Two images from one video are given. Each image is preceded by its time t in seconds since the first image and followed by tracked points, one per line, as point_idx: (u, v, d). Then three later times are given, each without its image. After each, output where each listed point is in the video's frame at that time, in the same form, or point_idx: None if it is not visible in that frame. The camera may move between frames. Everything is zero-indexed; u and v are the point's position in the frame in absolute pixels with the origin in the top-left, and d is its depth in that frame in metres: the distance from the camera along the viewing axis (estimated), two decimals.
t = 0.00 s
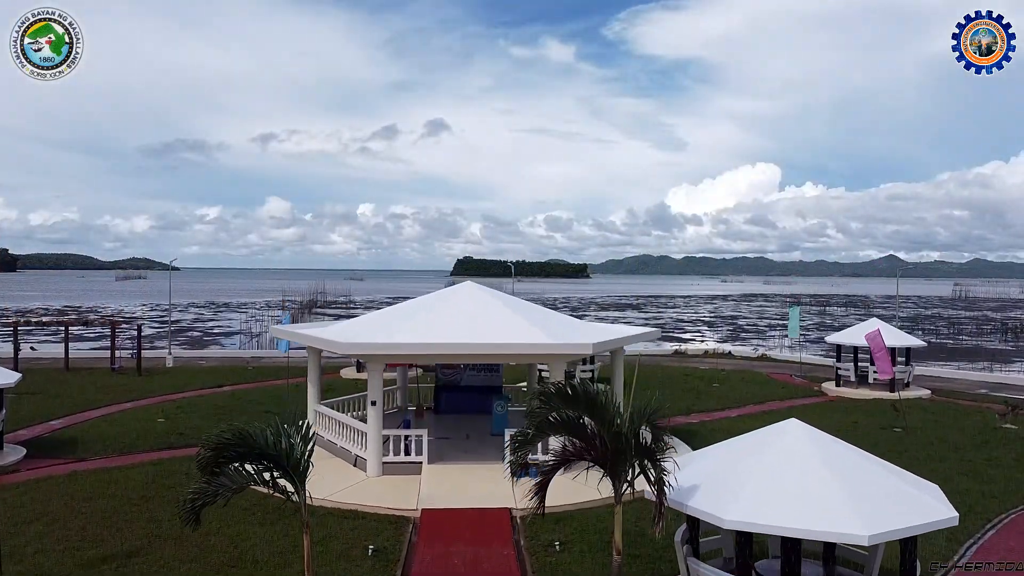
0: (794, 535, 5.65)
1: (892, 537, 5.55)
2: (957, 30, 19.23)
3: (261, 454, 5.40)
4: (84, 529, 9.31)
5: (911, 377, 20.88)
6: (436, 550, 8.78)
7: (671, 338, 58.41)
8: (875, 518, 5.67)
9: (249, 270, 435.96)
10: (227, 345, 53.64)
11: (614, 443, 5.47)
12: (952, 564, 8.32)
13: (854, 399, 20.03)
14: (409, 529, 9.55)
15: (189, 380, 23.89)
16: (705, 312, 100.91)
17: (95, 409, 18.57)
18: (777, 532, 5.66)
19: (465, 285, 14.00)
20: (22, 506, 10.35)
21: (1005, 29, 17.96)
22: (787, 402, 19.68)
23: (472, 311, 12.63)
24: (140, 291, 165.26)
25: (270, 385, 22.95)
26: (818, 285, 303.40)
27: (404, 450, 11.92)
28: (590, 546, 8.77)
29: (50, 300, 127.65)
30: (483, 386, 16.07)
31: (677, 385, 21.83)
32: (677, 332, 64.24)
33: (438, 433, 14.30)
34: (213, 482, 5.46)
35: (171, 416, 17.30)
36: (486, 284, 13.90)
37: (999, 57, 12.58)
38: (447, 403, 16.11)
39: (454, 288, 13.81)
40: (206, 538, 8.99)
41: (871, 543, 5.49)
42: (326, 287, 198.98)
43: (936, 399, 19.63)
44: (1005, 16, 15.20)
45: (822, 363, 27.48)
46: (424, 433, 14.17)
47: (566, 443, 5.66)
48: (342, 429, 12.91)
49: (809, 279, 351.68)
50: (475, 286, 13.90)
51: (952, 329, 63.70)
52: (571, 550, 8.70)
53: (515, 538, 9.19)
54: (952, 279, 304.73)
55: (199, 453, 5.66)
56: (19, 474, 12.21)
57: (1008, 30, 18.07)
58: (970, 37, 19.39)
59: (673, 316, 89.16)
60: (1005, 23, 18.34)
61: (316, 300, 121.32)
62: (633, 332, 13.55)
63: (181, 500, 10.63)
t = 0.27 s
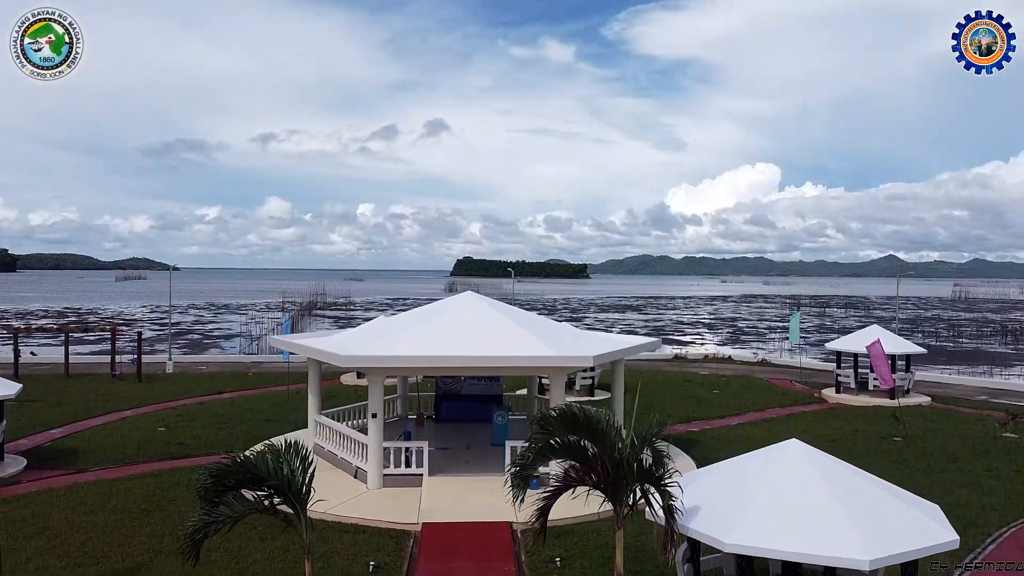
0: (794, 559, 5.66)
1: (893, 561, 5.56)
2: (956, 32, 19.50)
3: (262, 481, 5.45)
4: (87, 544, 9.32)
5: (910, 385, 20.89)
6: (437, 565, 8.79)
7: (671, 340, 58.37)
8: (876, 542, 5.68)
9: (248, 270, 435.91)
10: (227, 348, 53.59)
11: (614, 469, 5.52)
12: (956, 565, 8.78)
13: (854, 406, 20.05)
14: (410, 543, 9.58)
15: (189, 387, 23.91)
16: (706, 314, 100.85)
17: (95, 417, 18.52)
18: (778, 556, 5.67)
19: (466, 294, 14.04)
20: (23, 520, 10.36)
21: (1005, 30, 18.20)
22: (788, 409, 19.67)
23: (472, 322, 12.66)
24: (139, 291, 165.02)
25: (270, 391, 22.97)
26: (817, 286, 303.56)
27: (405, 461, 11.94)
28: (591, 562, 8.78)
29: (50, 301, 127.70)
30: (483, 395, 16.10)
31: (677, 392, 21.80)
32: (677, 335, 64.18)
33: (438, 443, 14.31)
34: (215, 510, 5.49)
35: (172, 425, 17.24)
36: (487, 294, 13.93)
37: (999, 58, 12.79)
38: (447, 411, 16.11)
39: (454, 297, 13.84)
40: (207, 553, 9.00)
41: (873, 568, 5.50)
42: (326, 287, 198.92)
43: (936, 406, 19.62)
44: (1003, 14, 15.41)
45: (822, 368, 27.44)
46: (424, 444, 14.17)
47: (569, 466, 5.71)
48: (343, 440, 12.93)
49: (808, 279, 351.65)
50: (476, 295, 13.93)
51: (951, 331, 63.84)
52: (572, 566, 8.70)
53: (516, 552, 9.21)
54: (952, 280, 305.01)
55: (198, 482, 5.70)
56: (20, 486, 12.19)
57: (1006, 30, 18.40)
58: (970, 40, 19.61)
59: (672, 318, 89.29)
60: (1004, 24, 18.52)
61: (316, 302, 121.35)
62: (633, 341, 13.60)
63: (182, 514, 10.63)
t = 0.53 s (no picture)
0: None
1: None
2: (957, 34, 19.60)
3: (262, 508, 5.51)
4: (87, 559, 9.35)
5: (910, 391, 20.85)
6: None
7: (671, 343, 58.31)
8: (875, 564, 5.68)
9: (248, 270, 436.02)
10: (227, 351, 53.56)
11: (614, 493, 5.53)
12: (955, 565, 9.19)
13: (854, 413, 20.02)
14: (411, 557, 9.58)
15: (189, 392, 23.90)
16: (706, 315, 100.77)
17: (95, 425, 18.51)
18: None
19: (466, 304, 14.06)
20: (23, 533, 10.38)
21: (1004, 30, 18.27)
22: (788, 416, 19.65)
23: (473, 333, 12.68)
24: (140, 293, 165.10)
25: (270, 397, 22.96)
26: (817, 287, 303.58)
27: (405, 473, 11.95)
28: None
29: (51, 302, 127.77)
30: (482, 404, 16.10)
31: (677, 398, 21.77)
32: (677, 337, 64.12)
33: (437, 453, 14.30)
34: (215, 538, 5.54)
35: (171, 433, 17.22)
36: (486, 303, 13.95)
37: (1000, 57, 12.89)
38: (446, 420, 16.08)
39: (453, 308, 13.85)
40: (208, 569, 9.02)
41: None
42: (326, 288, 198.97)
43: (936, 413, 19.58)
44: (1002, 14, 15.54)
45: (822, 374, 27.39)
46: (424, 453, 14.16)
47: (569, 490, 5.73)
48: (342, 451, 12.94)
49: (808, 280, 351.12)
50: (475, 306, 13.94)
51: (951, 333, 63.85)
52: None
53: (516, 566, 9.22)
54: (951, 280, 305.09)
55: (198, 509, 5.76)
56: (19, 498, 12.18)
57: (1006, 31, 18.48)
58: (971, 41, 19.71)
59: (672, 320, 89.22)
60: (1005, 24, 18.55)
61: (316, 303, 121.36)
62: (633, 352, 13.60)
63: (182, 527, 10.67)
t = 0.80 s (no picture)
0: None
1: None
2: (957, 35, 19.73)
3: (264, 531, 5.56)
4: (88, 572, 9.36)
5: (910, 398, 20.84)
6: None
7: (671, 345, 58.32)
8: None
9: (248, 271, 435.94)
10: (227, 354, 53.55)
11: (614, 516, 5.58)
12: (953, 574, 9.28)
13: (854, 419, 20.01)
14: (411, 570, 9.60)
15: (189, 398, 23.90)
16: (705, 317, 100.78)
17: (95, 433, 18.50)
18: None
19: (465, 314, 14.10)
20: (24, 545, 10.40)
21: (1005, 30, 18.37)
22: (787, 422, 19.65)
23: (473, 343, 12.75)
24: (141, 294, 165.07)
25: (269, 403, 22.98)
26: (817, 288, 303.60)
27: (404, 484, 11.97)
28: None
29: (51, 303, 127.85)
30: (482, 411, 16.13)
31: (677, 405, 21.75)
32: (677, 339, 64.11)
33: (437, 462, 14.24)
34: (216, 565, 5.58)
35: (171, 441, 17.20)
36: (486, 313, 13.99)
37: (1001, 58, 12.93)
38: (446, 428, 16.08)
39: (453, 318, 13.90)
40: None
41: None
42: (326, 289, 198.99)
43: (936, 420, 19.58)
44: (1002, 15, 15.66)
45: (822, 378, 27.37)
46: (423, 463, 14.15)
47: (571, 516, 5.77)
48: (343, 461, 12.97)
49: (808, 280, 351.30)
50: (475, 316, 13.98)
51: (951, 335, 63.86)
52: None
53: None
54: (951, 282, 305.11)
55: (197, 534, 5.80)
56: (18, 509, 12.17)
57: (1006, 33, 18.60)
58: (972, 42, 19.83)
59: (673, 322, 89.21)
60: (1005, 25, 18.57)
61: (316, 304, 121.42)
62: (633, 362, 13.65)
63: (183, 539, 10.71)
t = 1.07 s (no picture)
0: None
1: None
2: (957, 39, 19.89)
3: (265, 557, 5.57)
4: None
5: (910, 404, 20.87)
6: None
7: (670, 347, 58.28)
8: None
9: (248, 272, 435.66)
10: (227, 358, 53.49)
11: (614, 542, 5.60)
12: None
13: (853, 426, 20.04)
14: None
15: (188, 405, 23.88)
16: (705, 318, 100.81)
17: (94, 442, 18.48)
18: None
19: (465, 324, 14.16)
20: (25, 558, 10.43)
21: (1005, 31, 18.53)
22: (786, 430, 19.67)
23: (473, 355, 12.80)
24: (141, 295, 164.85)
25: (269, 410, 22.96)
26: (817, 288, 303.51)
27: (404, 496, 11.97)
28: None
29: (50, 304, 127.79)
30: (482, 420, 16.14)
31: (676, 411, 21.76)
32: (676, 342, 64.12)
33: (437, 473, 14.25)
34: None
35: (171, 450, 17.17)
36: (486, 323, 14.05)
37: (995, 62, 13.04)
38: (446, 437, 16.08)
39: (453, 328, 13.96)
40: None
41: None
42: (326, 290, 198.83)
43: (936, 427, 19.62)
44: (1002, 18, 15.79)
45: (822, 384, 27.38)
46: (423, 474, 14.15)
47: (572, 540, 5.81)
48: (343, 472, 12.97)
49: (807, 281, 351.35)
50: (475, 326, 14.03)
51: (951, 338, 63.88)
52: None
53: None
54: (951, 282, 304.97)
55: (198, 562, 5.82)
56: (17, 522, 12.14)
57: (1006, 36, 18.77)
58: (972, 46, 20.00)
59: (672, 324, 89.22)
60: (1002, 29, 18.61)
61: (315, 306, 121.41)
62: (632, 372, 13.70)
63: (183, 553, 10.74)
